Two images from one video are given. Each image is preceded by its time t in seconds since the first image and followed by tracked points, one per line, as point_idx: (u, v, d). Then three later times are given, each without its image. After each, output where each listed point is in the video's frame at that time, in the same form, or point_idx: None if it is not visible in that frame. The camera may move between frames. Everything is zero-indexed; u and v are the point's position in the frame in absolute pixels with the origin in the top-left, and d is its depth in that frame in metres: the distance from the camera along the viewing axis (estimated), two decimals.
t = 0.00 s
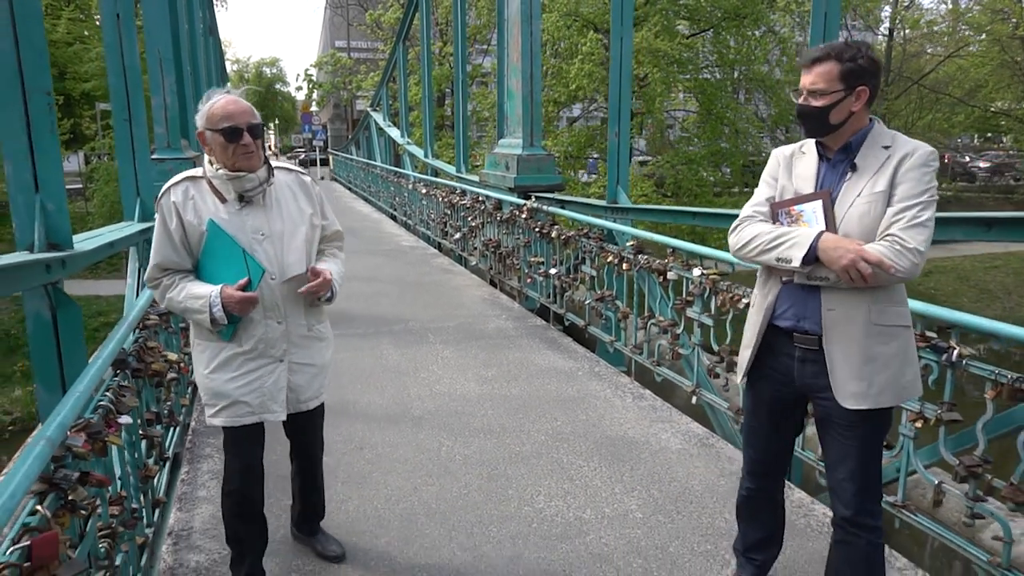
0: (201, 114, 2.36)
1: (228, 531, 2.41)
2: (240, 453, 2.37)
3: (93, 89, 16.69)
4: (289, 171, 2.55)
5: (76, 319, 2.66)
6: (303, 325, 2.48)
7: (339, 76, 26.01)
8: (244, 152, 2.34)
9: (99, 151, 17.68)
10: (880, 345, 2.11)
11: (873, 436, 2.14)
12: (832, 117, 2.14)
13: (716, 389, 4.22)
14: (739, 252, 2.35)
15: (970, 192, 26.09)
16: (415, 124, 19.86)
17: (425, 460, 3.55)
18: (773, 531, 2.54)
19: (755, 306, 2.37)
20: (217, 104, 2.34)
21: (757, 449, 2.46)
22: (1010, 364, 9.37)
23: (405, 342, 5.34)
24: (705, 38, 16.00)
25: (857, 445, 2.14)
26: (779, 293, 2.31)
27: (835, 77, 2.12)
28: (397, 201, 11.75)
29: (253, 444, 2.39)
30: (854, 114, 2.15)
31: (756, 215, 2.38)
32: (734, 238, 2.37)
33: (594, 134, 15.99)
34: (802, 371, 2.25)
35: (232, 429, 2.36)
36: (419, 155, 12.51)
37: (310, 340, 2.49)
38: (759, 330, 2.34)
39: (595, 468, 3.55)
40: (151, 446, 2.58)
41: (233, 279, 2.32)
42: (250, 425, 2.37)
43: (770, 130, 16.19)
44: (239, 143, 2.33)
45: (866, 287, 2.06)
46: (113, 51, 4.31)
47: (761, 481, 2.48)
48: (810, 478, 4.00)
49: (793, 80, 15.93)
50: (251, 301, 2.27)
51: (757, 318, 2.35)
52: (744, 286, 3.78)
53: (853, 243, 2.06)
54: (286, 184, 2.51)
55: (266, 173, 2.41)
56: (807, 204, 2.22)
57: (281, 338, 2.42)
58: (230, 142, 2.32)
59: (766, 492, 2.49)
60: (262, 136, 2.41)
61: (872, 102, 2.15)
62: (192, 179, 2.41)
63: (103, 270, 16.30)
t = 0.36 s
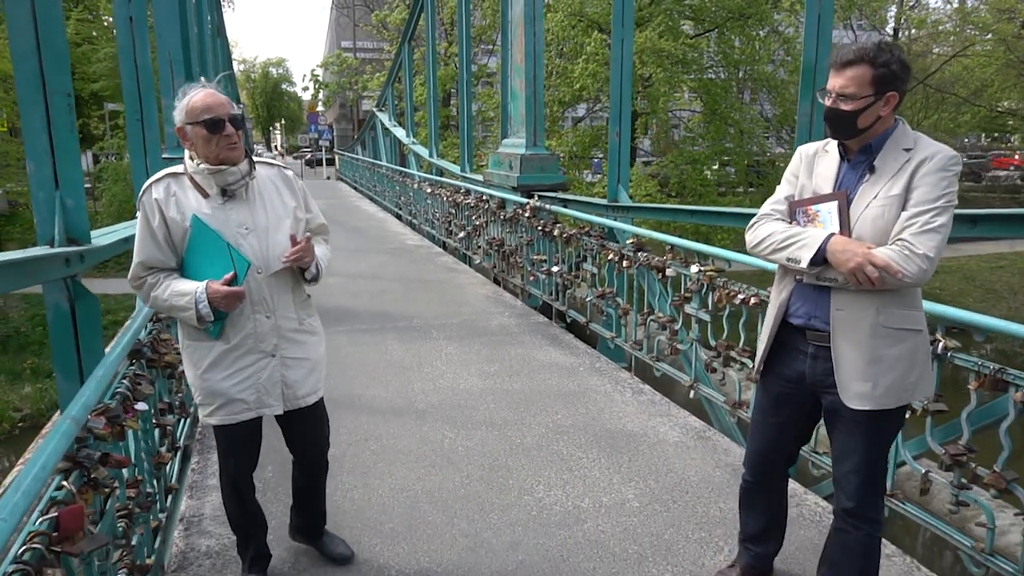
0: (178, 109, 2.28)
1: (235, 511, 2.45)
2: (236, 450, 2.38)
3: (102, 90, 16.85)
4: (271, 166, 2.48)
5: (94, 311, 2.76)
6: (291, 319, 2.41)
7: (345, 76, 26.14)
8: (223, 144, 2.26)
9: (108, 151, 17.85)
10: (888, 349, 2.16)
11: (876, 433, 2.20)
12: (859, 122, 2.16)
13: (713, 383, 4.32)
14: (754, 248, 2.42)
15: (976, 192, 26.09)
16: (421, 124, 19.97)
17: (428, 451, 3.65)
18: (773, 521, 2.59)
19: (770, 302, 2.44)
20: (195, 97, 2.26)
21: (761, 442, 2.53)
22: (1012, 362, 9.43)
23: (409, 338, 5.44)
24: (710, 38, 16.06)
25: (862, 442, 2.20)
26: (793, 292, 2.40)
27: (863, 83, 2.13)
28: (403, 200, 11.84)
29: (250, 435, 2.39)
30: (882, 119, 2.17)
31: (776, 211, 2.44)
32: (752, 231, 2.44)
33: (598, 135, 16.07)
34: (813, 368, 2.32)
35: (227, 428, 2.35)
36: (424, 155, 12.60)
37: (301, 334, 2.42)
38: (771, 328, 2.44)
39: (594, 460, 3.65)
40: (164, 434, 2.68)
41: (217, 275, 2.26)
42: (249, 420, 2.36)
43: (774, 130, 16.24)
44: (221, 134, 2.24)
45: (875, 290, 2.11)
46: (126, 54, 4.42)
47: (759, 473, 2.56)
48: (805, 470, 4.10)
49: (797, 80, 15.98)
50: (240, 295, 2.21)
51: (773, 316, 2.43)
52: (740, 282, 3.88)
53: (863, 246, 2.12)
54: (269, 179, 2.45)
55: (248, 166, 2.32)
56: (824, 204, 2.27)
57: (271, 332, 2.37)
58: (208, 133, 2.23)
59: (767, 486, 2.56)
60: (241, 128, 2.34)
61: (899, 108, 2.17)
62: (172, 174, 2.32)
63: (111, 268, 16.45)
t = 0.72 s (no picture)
0: (187, 110, 2.31)
1: (243, 504, 2.50)
2: (241, 448, 2.42)
3: (111, 90, 17.01)
4: (277, 168, 2.50)
5: (108, 306, 2.85)
6: (295, 321, 2.41)
7: (352, 77, 26.28)
8: (229, 147, 2.28)
9: (117, 152, 18.00)
10: (888, 348, 2.18)
11: (875, 430, 2.22)
12: (871, 120, 2.17)
13: (712, 380, 4.40)
14: (761, 243, 2.47)
15: (984, 193, 26.08)
16: (427, 124, 20.10)
17: (432, 444, 3.74)
18: (762, 516, 2.62)
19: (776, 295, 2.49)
20: (204, 100, 2.29)
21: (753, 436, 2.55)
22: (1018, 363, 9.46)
23: (414, 335, 5.52)
24: (716, 39, 16.12)
25: (857, 437, 2.23)
26: (797, 287, 2.44)
27: (876, 84, 2.15)
28: (409, 200, 11.93)
29: (256, 432, 2.43)
30: (895, 121, 2.18)
31: (789, 209, 2.48)
32: (762, 226, 2.49)
33: (604, 135, 16.13)
34: (814, 364, 2.35)
35: (231, 426, 2.38)
36: (430, 155, 12.69)
37: (305, 335, 2.42)
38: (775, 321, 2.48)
39: (594, 453, 3.73)
40: (175, 425, 2.77)
41: (222, 277, 2.30)
42: (253, 418, 2.38)
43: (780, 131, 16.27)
44: (227, 137, 2.27)
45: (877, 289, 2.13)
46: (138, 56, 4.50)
47: (750, 465, 2.58)
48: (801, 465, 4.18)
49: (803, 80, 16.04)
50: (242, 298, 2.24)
51: (779, 308, 2.47)
52: (739, 280, 3.95)
53: (865, 246, 2.14)
54: (273, 181, 2.46)
55: (254, 170, 2.34)
56: (832, 203, 2.29)
57: (274, 333, 2.38)
58: (214, 137, 2.26)
59: (756, 481, 2.59)
60: (249, 131, 2.36)
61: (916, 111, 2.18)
62: (180, 176, 2.36)
63: (121, 267, 16.60)
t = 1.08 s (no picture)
0: (213, 113, 2.34)
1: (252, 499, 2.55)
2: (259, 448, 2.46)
3: (128, 91, 17.21)
4: (301, 172, 2.51)
5: (123, 300, 2.95)
6: (315, 327, 2.44)
7: (365, 78, 26.41)
8: (250, 151, 2.31)
9: (133, 152, 18.21)
10: (884, 347, 2.20)
11: (869, 426, 2.25)
12: (876, 123, 2.17)
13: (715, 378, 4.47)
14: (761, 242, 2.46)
15: (1000, 194, 25.91)
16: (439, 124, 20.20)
17: (436, 439, 3.82)
18: (763, 533, 2.53)
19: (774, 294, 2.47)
20: (228, 106, 2.32)
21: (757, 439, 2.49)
22: None
23: (423, 333, 5.60)
24: (728, 39, 16.12)
25: (853, 433, 2.25)
26: (796, 285, 2.42)
27: (884, 86, 2.14)
28: (421, 199, 12.01)
29: (271, 432, 2.47)
30: (900, 124, 2.18)
31: (789, 208, 2.46)
32: (762, 225, 2.48)
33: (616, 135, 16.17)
34: (812, 361, 2.34)
35: (250, 427, 2.42)
36: (442, 155, 12.77)
37: (323, 340, 2.44)
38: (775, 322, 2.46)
39: (595, 449, 3.80)
40: (186, 417, 2.86)
41: (238, 284, 2.31)
42: (270, 420, 2.42)
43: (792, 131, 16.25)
44: (246, 144, 2.30)
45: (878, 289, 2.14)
46: (153, 59, 4.60)
47: (759, 471, 2.48)
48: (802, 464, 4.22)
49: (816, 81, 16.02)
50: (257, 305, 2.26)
51: (775, 307, 2.46)
52: (740, 279, 4.01)
53: (869, 245, 2.14)
54: (297, 186, 2.47)
55: (276, 175, 2.37)
56: (834, 202, 2.29)
57: (292, 337, 2.40)
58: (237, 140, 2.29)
59: (758, 492, 2.50)
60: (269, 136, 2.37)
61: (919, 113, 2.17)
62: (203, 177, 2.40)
63: (137, 266, 16.80)
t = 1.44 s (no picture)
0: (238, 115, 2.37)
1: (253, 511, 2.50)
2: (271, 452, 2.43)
3: (144, 92, 17.43)
4: (322, 173, 2.55)
5: (140, 295, 3.06)
6: (330, 330, 2.47)
7: (377, 79, 26.58)
8: (270, 152, 2.35)
9: (148, 152, 18.43)
10: (883, 342, 2.22)
11: (869, 418, 2.27)
12: (868, 125, 2.20)
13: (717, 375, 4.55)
14: (757, 244, 2.46)
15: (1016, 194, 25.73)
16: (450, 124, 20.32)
17: (442, 433, 3.92)
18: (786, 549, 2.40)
19: (771, 296, 2.48)
20: (252, 107, 2.35)
21: (775, 444, 2.39)
22: None
23: (431, 330, 5.70)
24: (740, 39, 16.12)
25: (853, 425, 2.28)
26: (792, 286, 2.41)
27: (873, 86, 2.17)
28: (432, 199, 12.12)
29: (283, 439, 2.43)
30: (888, 126, 2.22)
31: (780, 211, 2.48)
32: (757, 226, 2.49)
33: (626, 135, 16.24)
34: (813, 361, 2.32)
35: (261, 427, 2.40)
36: (452, 155, 12.87)
37: (339, 341, 2.48)
38: (775, 323, 2.44)
39: (597, 443, 3.89)
40: (199, 409, 2.97)
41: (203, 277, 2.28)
42: (280, 422, 2.40)
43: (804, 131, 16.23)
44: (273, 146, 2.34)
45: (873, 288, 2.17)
46: (168, 62, 4.70)
47: (783, 475, 2.38)
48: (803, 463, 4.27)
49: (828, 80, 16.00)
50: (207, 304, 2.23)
51: (772, 308, 2.46)
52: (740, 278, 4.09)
53: (866, 246, 2.17)
54: (318, 187, 2.51)
55: (296, 177, 2.41)
56: (825, 204, 2.32)
57: (310, 337, 2.43)
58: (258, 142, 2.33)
59: (778, 500, 2.39)
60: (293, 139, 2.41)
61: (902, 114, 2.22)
62: (224, 178, 2.43)
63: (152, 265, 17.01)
